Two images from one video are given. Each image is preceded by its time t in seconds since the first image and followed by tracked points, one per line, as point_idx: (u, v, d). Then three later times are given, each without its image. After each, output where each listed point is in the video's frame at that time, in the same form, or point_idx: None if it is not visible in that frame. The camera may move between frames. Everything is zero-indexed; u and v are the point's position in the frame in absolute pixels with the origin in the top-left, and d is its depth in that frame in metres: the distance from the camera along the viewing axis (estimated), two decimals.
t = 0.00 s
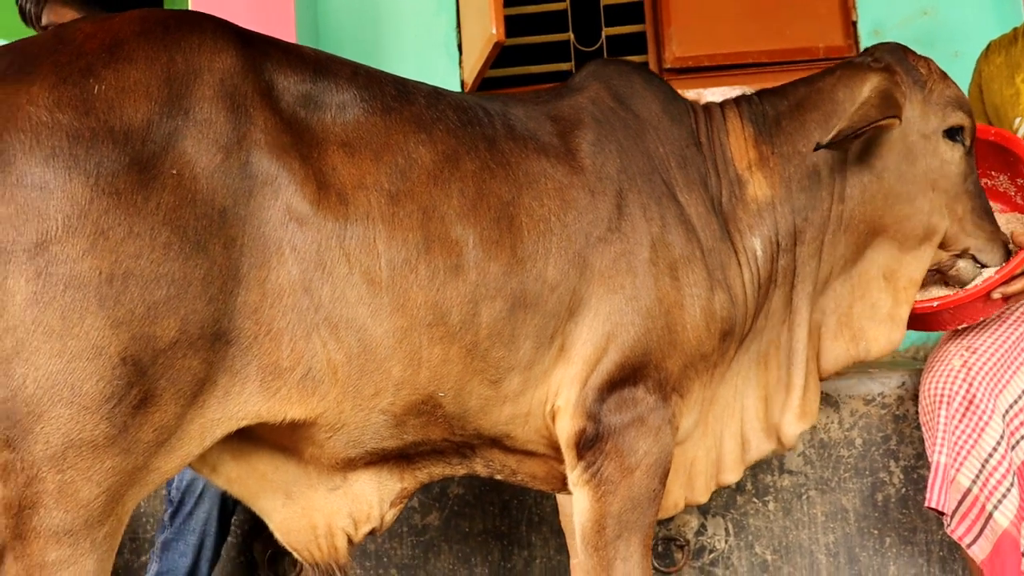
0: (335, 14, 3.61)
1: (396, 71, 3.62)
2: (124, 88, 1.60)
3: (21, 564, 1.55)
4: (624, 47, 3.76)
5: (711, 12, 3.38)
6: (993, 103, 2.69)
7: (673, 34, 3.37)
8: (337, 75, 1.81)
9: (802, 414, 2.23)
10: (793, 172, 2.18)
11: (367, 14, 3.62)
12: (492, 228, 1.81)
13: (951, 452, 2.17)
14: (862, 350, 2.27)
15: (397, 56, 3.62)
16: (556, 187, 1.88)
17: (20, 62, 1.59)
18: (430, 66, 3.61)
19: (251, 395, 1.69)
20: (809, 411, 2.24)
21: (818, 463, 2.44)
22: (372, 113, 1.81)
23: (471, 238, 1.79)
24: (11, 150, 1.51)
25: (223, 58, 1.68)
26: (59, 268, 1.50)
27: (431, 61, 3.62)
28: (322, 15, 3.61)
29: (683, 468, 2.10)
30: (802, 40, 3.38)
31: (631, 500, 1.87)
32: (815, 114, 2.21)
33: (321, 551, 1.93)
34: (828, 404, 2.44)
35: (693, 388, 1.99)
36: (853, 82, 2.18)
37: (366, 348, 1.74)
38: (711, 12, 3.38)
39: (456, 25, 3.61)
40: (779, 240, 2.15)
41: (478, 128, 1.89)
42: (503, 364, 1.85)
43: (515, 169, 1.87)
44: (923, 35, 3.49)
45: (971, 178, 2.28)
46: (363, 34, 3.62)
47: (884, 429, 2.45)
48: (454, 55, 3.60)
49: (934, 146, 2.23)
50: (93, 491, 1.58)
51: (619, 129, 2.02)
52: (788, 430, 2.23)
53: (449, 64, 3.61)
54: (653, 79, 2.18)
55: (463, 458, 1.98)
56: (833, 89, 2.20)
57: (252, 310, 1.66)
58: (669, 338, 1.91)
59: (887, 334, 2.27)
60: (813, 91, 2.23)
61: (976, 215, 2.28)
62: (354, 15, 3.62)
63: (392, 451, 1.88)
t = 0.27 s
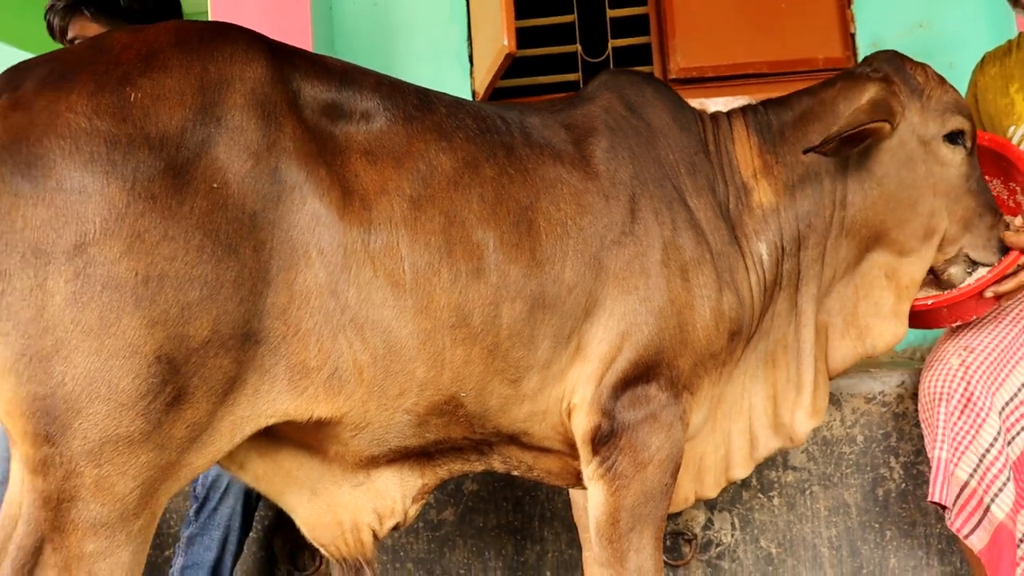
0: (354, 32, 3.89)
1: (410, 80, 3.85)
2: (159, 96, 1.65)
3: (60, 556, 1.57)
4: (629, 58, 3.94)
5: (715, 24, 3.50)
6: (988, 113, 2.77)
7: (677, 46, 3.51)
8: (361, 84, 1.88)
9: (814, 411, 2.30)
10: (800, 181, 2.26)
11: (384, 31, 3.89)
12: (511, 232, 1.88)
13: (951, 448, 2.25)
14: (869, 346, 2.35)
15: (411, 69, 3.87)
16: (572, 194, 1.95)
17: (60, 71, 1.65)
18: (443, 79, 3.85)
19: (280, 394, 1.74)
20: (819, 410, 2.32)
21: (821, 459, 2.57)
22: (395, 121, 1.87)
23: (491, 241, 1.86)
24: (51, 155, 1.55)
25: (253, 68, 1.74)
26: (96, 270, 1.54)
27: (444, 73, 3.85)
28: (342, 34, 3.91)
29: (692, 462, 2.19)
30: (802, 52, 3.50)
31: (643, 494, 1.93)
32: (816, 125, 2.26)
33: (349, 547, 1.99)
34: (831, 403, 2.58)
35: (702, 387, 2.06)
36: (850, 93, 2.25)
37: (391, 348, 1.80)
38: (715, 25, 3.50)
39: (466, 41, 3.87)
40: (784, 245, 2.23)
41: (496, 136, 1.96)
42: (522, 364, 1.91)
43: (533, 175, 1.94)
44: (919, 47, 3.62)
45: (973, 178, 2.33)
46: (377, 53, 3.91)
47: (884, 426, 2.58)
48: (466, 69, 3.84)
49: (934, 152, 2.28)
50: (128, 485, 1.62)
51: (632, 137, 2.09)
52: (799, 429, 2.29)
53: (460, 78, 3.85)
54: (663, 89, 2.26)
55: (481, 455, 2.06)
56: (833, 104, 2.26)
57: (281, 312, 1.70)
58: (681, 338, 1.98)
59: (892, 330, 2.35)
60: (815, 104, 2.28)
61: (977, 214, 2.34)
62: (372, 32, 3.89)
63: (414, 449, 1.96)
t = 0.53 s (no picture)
0: (355, 45, 3.98)
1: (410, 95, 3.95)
2: (174, 112, 1.69)
3: (76, 561, 1.60)
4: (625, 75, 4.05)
5: (708, 44, 3.62)
6: (976, 130, 2.85)
7: (671, 63, 3.62)
8: (371, 101, 1.93)
9: (805, 419, 2.34)
10: (792, 197, 2.32)
11: (385, 46, 3.97)
12: (515, 245, 1.93)
13: (942, 455, 2.30)
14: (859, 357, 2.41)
15: (411, 83, 3.96)
16: (574, 208, 2.01)
17: (75, 89, 1.69)
18: (442, 94, 3.94)
19: (291, 403, 1.78)
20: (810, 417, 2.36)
21: (815, 466, 2.66)
22: (402, 136, 1.92)
23: (496, 254, 1.91)
24: (70, 171, 1.59)
25: (266, 84, 1.78)
26: (114, 283, 1.58)
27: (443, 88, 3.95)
28: (344, 47, 3.99)
29: (689, 470, 2.24)
30: (793, 70, 3.61)
31: (644, 501, 1.98)
32: (806, 141, 2.34)
33: (351, 552, 2.04)
34: (824, 411, 2.68)
35: (700, 396, 2.12)
36: (839, 111, 2.33)
37: (399, 359, 1.84)
38: (708, 44, 3.62)
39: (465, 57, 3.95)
40: (777, 258, 2.29)
41: (501, 152, 2.01)
42: (526, 373, 1.96)
43: (536, 190, 1.99)
44: (907, 64, 3.70)
45: (958, 194, 2.41)
46: (376, 68, 3.97)
47: (876, 434, 2.67)
48: (464, 85, 3.93)
49: (918, 167, 2.36)
50: (144, 492, 1.65)
51: (631, 152, 2.15)
52: (790, 436, 2.34)
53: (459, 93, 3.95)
54: (660, 105, 2.32)
55: (485, 463, 2.11)
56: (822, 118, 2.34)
57: (292, 322, 1.75)
58: (680, 347, 2.03)
59: (881, 342, 2.41)
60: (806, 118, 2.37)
61: (962, 230, 2.41)
62: (373, 46, 3.97)
63: (420, 458, 2.00)
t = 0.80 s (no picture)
0: (353, 47, 4.01)
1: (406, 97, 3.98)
2: (183, 116, 1.72)
3: (84, 558, 1.61)
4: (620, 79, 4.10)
5: (701, 48, 3.67)
6: (965, 133, 2.91)
7: (665, 67, 3.66)
8: (374, 105, 1.96)
9: (797, 415, 2.41)
10: (780, 199, 2.38)
11: (382, 48, 4.01)
12: (516, 246, 1.97)
13: (933, 453, 2.35)
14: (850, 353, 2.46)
15: (407, 85, 3.99)
16: (573, 210, 2.05)
17: (84, 93, 1.72)
18: (438, 97, 3.97)
19: (297, 401, 1.81)
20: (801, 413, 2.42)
21: (807, 464, 2.72)
22: (405, 140, 1.96)
23: (497, 256, 1.95)
24: (81, 174, 1.62)
25: (272, 89, 1.82)
26: (124, 283, 1.61)
27: (439, 90, 3.98)
28: (341, 49, 4.02)
29: (684, 469, 2.28)
30: (784, 74, 3.67)
31: (641, 497, 2.02)
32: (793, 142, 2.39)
33: (360, 551, 2.08)
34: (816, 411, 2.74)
35: (696, 394, 2.16)
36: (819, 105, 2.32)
37: (403, 359, 1.88)
38: (701, 48, 3.67)
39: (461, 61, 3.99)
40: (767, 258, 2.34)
41: (501, 156, 2.05)
42: (527, 373, 2.00)
43: (535, 193, 2.03)
44: (897, 68, 3.76)
45: (943, 188, 2.45)
46: (373, 71, 4.00)
47: (867, 433, 2.73)
48: (460, 88, 3.97)
49: (900, 163, 2.40)
50: (152, 490, 1.67)
51: (626, 155, 2.20)
52: (783, 430, 2.40)
53: (455, 96, 3.98)
54: (654, 110, 2.36)
55: (485, 461, 2.15)
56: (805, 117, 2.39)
57: (298, 323, 1.78)
58: (676, 347, 2.07)
59: (871, 337, 2.46)
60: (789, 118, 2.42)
61: (948, 223, 2.45)
62: (370, 48, 4.01)
63: (423, 457, 2.03)
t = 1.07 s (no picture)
0: (357, 45, 4.03)
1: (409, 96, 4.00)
2: (195, 115, 1.73)
3: (96, 553, 1.63)
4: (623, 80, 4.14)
5: (704, 49, 3.70)
6: (968, 132, 2.93)
7: (667, 67, 3.69)
8: (383, 105, 1.98)
9: (800, 407, 2.41)
10: (778, 194, 2.40)
11: (386, 47, 4.03)
12: (524, 245, 1.99)
13: (936, 451, 2.37)
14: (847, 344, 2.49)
15: (410, 84, 4.01)
16: (580, 209, 2.07)
17: (97, 93, 1.74)
18: (441, 96, 3.99)
19: (308, 398, 1.83)
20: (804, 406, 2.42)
21: (811, 462, 2.75)
22: (413, 140, 1.97)
23: (506, 254, 1.96)
24: (95, 172, 1.64)
25: (283, 88, 1.83)
26: (138, 280, 1.62)
27: (442, 89, 4.00)
28: (345, 47, 4.04)
29: (689, 466, 2.33)
30: (786, 75, 3.70)
31: (648, 494, 2.03)
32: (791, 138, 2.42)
33: (363, 549, 2.09)
34: (819, 409, 2.77)
35: (701, 391, 2.18)
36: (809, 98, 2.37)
37: (414, 357, 1.89)
38: (703, 49, 3.70)
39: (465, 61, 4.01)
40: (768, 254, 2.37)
41: (509, 155, 2.07)
42: (536, 370, 2.02)
43: (543, 192, 2.05)
44: (899, 68, 3.79)
45: (938, 176, 2.47)
46: (378, 73, 4.02)
47: (871, 431, 2.76)
48: (463, 88, 3.99)
49: (896, 153, 2.42)
50: (165, 485, 1.68)
51: (631, 154, 2.22)
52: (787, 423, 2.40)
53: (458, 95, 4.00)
54: (658, 110, 2.38)
55: (493, 459, 2.16)
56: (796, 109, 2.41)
57: (309, 320, 1.79)
58: (682, 344, 2.09)
59: (867, 327, 2.48)
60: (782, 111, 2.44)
61: (946, 211, 2.47)
62: (374, 46, 4.03)
63: (433, 455, 2.05)
